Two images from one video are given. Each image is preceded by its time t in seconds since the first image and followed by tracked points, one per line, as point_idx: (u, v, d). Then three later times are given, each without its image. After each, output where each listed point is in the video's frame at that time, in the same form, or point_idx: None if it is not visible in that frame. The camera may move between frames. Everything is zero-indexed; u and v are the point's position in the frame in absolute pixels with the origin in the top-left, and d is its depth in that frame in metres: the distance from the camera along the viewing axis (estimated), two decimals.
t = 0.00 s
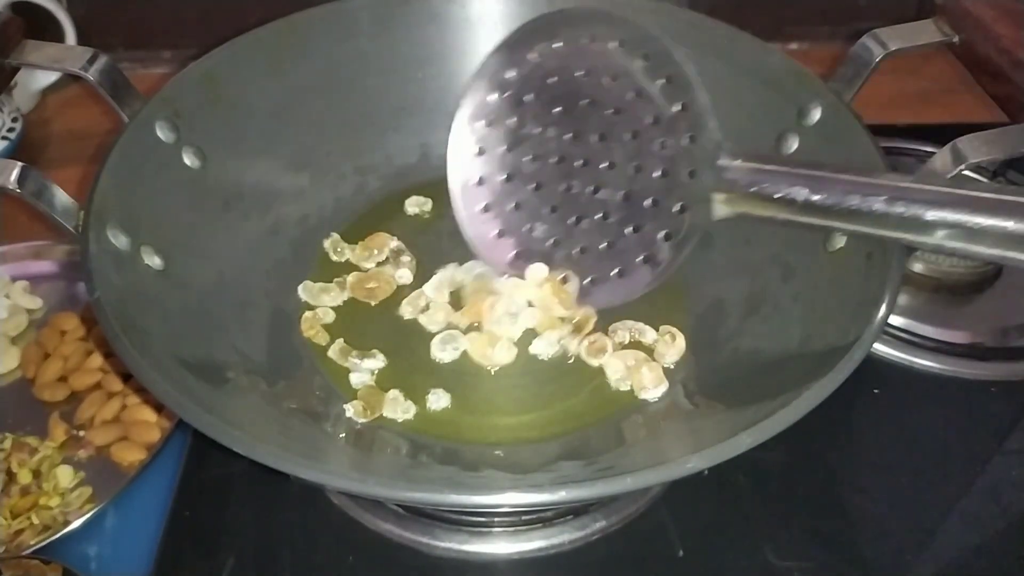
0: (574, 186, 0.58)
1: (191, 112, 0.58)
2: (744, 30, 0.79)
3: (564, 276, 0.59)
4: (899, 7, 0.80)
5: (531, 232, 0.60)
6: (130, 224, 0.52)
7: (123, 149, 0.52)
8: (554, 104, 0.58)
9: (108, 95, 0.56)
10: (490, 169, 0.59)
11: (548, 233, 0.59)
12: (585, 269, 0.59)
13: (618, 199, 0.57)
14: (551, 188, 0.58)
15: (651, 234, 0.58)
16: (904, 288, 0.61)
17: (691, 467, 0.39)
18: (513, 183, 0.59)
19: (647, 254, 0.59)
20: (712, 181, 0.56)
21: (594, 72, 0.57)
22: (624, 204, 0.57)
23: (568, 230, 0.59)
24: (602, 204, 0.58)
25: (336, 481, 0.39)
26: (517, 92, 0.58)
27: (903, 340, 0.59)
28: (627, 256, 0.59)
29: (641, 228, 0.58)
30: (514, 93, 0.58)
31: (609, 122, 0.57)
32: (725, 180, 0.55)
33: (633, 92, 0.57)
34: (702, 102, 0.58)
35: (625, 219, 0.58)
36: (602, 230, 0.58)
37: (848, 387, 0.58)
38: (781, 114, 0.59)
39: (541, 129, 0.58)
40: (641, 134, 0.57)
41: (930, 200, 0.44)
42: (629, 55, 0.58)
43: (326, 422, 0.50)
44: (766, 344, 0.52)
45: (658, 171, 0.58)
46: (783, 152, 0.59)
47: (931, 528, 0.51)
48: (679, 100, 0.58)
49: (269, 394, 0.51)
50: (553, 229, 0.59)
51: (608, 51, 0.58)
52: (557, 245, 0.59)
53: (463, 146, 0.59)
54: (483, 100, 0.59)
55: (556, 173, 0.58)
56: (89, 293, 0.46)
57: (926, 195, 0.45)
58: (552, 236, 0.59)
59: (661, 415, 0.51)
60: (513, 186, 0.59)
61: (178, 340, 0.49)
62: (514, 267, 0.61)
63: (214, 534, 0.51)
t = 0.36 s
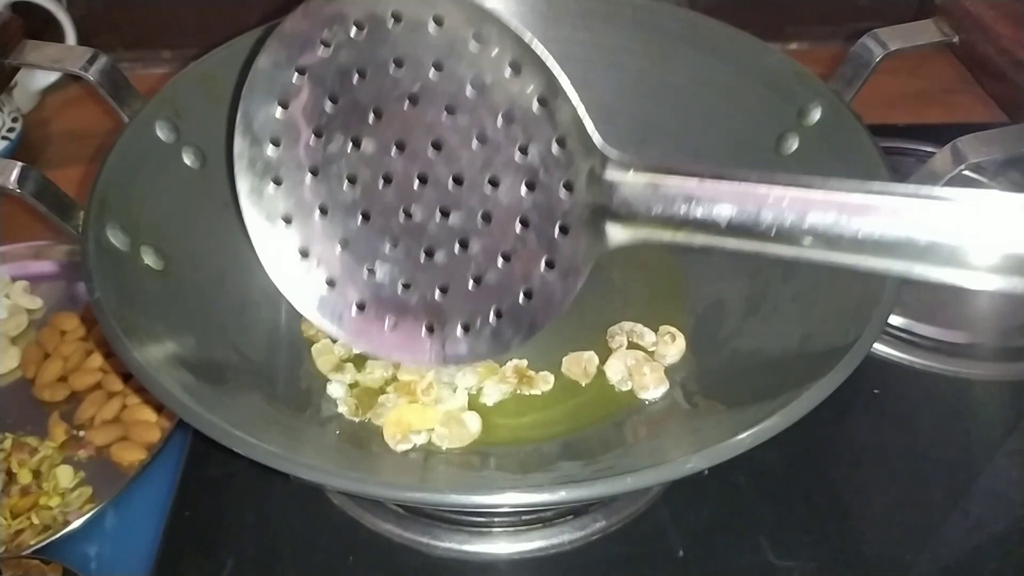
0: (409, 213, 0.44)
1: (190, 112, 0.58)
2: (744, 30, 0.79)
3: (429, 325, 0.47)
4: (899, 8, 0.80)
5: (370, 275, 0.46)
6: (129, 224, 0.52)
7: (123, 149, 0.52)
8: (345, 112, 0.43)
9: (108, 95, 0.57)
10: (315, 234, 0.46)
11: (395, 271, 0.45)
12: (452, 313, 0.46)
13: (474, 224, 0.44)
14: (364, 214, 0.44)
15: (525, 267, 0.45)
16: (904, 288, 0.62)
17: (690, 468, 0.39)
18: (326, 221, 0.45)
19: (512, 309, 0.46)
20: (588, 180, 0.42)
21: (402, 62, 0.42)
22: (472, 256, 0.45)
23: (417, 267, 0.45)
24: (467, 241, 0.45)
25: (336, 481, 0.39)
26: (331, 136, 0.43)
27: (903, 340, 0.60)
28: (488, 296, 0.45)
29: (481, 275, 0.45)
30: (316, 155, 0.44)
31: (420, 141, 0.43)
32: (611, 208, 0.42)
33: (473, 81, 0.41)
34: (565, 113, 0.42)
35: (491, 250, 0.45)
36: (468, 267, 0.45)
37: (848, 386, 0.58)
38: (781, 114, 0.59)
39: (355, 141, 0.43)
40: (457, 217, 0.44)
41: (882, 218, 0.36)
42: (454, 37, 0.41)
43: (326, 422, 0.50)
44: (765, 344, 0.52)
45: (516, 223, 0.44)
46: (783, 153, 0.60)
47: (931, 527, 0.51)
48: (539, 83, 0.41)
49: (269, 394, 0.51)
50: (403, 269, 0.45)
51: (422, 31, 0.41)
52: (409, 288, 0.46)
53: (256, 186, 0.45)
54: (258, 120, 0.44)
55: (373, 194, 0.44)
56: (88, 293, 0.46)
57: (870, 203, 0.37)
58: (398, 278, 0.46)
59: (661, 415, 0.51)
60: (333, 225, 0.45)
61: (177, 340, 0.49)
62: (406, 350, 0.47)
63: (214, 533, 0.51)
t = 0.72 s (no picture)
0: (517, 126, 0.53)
1: (190, 112, 0.58)
2: (744, 30, 0.79)
3: (535, 168, 0.54)
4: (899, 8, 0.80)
5: (490, 124, 0.54)
6: (130, 224, 0.52)
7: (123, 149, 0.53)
8: None
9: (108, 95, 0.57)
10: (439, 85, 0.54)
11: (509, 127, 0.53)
12: (556, 160, 0.53)
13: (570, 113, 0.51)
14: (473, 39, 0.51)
15: (617, 125, 0.51)
16: (905, 287, 0.61)
17: (691, 468, 0.39)
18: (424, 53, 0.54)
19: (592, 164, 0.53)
20: (668, 77, 0.48)
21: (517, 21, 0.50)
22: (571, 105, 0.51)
23: (533, 122, 0.52)
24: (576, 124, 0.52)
25: (336, 481, 0.39)
26: None
27: (903, 340, 0.59)
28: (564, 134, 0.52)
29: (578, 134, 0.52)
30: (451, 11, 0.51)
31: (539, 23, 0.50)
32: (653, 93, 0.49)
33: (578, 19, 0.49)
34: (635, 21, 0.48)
35: (588, 108, 0.51)
36: (568, 125, 0.52)
37: (848, 386, 0.58)
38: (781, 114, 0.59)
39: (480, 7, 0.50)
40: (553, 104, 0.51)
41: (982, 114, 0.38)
42: None
43: (327, 422, 0.50)
44: (765, 344, 0.53)
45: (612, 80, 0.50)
46: (784, 153, 0.61)
47: (931, 528, 0.51)
48: None
49: (269, 394, 0.51)
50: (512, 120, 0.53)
51: None
52: (515, 135, 0.53)
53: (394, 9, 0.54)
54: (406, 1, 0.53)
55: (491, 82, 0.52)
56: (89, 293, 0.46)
57: (957, 92, 0.38)
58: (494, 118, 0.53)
59: (661, 416, 0.51)
60: (450, 51, 0.53)
61: (178, 340, 0.49)
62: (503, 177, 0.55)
63: (214, 533, 0.51)
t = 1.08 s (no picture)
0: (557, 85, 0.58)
1: (190, 112, 0.58)
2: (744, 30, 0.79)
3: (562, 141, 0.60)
4: (899, 9, 0.80)
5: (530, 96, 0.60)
6: (130, 224, 0.52)
7: (123, 149, 0.53)
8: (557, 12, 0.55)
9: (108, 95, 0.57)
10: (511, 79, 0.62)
11: (576, 136, 0.60)
12: (604, 164, 0.60)
13: (632, 105, 0.55)
14: (554, 61, 0.57)
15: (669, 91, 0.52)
16: (905, 287, 0.61)
17: (691, 468, 0.39)
18: (508, 62, 0.61)
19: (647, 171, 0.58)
20: None
21: None
22: (633, 147, 0.57)
23: (589, 132, 0.59)
24: (624, 110, 0.56)
25: (336, 481, 0.39)
26: None
27: (903, 340, 0.59)
28: (617, 161, 0.59)
29: (604, 127, 0.57)
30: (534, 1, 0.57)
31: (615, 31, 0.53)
32: (721, 92, 0.49)
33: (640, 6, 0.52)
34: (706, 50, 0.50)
35: (640, 124, 0.55)
36: (636, 141, 0.56)
37: (848, 386, 0.58)
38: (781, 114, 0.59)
39: (560, 38, 0.56)
40: (622, 98, 0.55)
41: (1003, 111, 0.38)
42: None
43: (328, 422, 0.50)
44: (765, 344, 0.52)
45: (669, 77, 0.52)
46: (784, 152, 0.60)
47: (931, 528, 0.51)
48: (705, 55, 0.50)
49: (269, 394, 0.51)
50: (577, 131, 0.60)
51: None
52: (577, 150, 0.61)
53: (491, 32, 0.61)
54: None
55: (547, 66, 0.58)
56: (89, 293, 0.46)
57: (954, 108, 0.40)
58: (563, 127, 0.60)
59: (661, 416, 0.51)
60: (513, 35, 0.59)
61: (178, 340, 0.49)
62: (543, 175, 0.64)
63: (214, 533, 0.51)
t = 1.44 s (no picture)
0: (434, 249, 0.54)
1: (191, 112, 0.58)
2: (744, 30, 0.79)
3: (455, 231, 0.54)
4: (899, 9, 0.80)
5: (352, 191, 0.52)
6: (130, 224, 0.52)
7: (123, 149, 0.53)
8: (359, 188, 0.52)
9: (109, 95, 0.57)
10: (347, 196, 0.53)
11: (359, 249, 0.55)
12: (460, 263, 0.54)
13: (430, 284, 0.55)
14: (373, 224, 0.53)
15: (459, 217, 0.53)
16: (905, 287, 0.61)
17: (691, 468, 0.39)
18: (341, 183, 0.52)
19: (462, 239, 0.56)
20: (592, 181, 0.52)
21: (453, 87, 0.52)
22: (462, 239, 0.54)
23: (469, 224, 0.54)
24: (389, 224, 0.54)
25: (336, 481, 0.39)
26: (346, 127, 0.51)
27: (902, 340, 0.60)
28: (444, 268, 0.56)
29: (497, 211, 0.53)
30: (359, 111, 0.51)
31: (444, 133, 0.52)
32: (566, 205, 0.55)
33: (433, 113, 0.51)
34: (560, 143, 0.57)
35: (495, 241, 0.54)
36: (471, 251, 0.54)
37: (848, 386, 0.58)
38: (781, 114, 0.59)
39: (418, 151, 0.52)
40: (467, 211, 0.53)
41: (933, 218, 0.41)
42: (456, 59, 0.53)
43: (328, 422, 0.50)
44: (765, 344, 0.52)
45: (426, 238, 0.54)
46: (783, 153, 0.60)
47: (931, 528, 0.51)
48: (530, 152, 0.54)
49: (269, 394, 0.51)
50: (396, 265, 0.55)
51: (473, 62, 0.53)
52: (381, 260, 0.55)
53: (329, 136, 0.52)
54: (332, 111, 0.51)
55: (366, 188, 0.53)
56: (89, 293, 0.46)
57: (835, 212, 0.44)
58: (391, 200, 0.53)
59: (660, 416, 0.51)
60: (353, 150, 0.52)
61: (178, 340, 0.50)
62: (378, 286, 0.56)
63: (214, 533, 0.51)
